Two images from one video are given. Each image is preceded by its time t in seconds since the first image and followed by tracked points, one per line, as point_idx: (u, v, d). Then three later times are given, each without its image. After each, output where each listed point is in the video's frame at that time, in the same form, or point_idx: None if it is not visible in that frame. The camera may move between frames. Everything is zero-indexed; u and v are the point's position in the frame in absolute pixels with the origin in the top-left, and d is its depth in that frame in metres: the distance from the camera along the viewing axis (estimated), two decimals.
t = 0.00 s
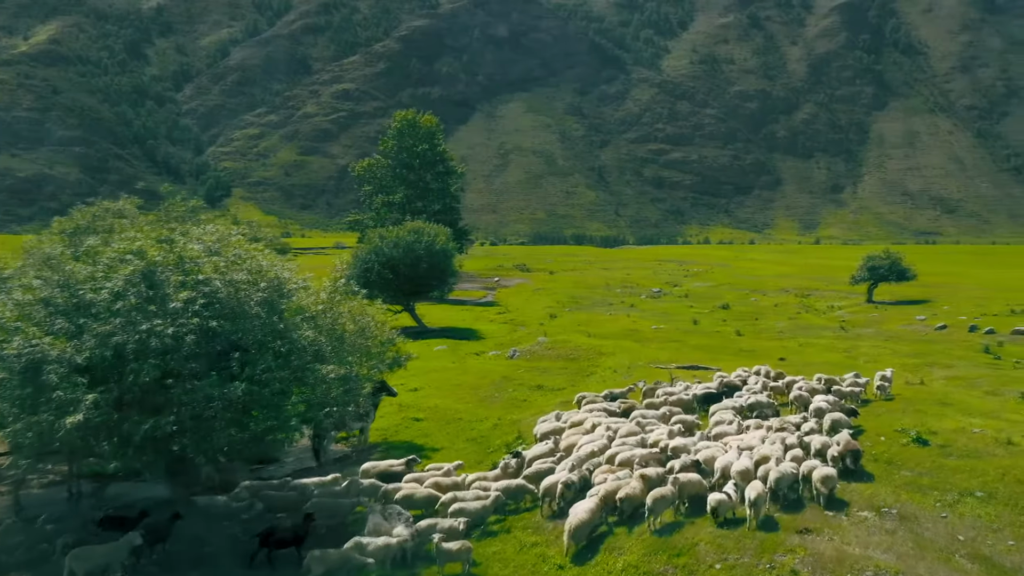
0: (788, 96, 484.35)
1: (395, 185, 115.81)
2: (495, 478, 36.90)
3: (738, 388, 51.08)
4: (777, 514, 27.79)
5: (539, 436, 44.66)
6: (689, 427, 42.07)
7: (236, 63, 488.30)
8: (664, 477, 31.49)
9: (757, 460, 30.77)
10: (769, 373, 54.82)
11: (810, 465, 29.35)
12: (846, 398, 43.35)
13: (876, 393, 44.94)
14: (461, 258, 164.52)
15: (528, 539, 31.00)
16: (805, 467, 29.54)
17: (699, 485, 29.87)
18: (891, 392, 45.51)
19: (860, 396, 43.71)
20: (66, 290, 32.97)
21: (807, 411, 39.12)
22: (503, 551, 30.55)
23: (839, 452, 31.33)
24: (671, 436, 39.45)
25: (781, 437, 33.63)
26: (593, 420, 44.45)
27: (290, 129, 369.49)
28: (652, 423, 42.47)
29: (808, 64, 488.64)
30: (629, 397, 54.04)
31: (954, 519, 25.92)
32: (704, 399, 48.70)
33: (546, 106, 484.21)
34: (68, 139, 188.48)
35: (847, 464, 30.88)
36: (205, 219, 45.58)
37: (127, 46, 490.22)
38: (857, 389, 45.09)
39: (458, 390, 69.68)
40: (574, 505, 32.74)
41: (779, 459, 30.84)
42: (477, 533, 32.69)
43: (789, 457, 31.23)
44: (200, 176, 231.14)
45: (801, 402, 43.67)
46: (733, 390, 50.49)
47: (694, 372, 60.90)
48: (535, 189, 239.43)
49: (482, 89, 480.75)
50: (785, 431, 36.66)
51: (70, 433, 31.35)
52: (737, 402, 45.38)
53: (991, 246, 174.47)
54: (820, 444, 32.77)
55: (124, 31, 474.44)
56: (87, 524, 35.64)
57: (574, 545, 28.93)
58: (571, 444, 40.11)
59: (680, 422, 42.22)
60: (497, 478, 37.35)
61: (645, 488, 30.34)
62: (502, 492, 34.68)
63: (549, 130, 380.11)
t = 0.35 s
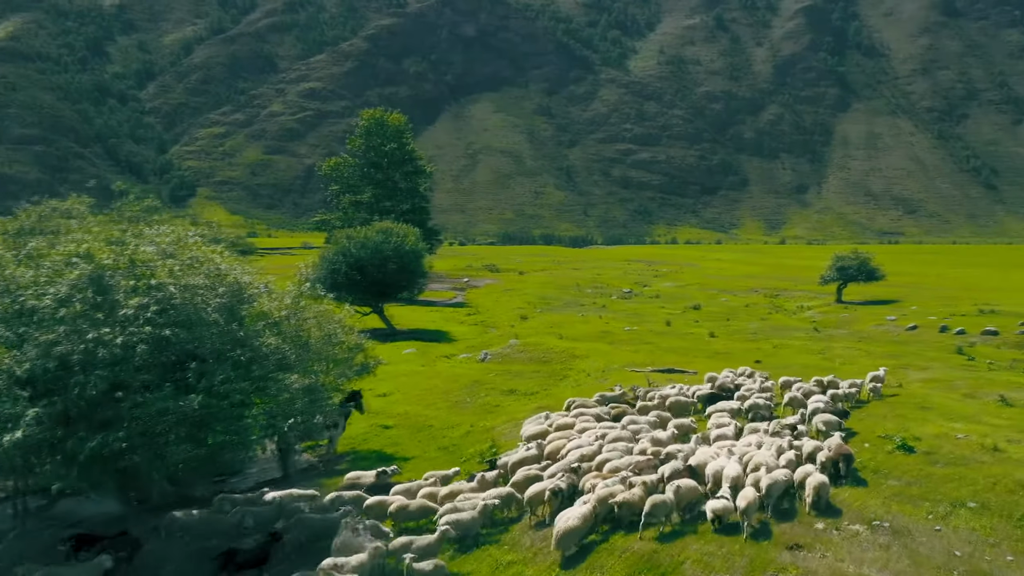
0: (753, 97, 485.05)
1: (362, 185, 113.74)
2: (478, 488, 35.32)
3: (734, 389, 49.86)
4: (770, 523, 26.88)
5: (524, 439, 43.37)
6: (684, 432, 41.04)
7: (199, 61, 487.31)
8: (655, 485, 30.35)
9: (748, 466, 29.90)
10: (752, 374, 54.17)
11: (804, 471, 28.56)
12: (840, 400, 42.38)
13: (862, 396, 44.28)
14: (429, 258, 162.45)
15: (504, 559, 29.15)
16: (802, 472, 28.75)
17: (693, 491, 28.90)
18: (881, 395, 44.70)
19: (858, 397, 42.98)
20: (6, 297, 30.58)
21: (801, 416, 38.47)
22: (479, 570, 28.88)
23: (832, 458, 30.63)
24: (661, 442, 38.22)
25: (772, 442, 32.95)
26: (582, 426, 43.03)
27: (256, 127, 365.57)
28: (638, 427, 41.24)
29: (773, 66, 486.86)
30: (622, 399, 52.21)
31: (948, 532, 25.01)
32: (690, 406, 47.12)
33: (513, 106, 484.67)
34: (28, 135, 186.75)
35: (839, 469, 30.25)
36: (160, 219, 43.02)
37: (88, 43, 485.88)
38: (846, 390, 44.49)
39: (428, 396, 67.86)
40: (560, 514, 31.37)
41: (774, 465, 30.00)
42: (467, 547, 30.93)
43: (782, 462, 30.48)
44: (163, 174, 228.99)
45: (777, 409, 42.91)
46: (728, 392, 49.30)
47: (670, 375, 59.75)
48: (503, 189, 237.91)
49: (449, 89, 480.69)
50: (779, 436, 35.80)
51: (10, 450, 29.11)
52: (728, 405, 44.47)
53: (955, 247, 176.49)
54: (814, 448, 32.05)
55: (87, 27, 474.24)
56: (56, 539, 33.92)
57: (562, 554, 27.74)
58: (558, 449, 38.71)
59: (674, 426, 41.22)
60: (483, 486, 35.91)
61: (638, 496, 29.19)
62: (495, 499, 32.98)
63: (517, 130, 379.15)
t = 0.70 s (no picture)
0: (724, 97, 485.87)
1: (335, 184, 112.00)
2: (462, 498, 34.18)
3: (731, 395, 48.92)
4: (761, 530, 26.33)
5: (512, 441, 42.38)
6: (678, 436, 40.31)
7: (167, 59, 488.94)
8: (648, 492, 29.51)
9: (741, 474, 29.24)
10: (736, 377, 53.58)
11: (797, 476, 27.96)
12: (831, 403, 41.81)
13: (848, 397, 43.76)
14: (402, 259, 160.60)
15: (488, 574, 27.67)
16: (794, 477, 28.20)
17: (690, 496, 28.04)
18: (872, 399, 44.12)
19: (849, 397, 42.57)
20: None
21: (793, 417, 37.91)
22: None
23: (823, 465, 30.12)
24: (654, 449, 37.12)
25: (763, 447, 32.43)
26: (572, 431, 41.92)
27: (226, 126, 363.02)
28: (628, 431, 40.26)
29: (743, 67, 488.79)
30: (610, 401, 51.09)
31: (944, 545, 24.20)
32: (681, 408, 45.73)
33: (486, 105, 484.84)
34: None
35: (830, 472, 29.88)
36: (118, 220, 40.64)
37: (55, 40, 482.23)
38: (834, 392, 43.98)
39: (402, 401, 66.32)
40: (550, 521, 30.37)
41: (767, 472, 29.39)
42: (462, 557, 29.71)
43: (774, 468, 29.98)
44: (132, 172, 228.00)
45: (757, 416, 42.20)
46: (723, 396, 48.50)
47: (649, 377, 58.88)
48: (476, 190, 236.78)
49: (421, 88, 480.87)
50: (773, 441, 35.15)
51: None
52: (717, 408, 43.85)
53: (924, 247, 177.85)
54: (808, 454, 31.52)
55: (53, 25, 476.43)
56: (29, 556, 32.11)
57: (553, 560, 26.91)
58: (546, 453, 37.73)
59: (668, 429, 40.49)
60: (469, 495, 34.81)
61: (633, 503, 28.29)
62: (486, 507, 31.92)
63: (490, 130, 378.34)
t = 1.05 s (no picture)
0: (692, 99, 487.20)
1: (301, 184, 109.15)
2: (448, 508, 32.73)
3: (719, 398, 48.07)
4: (755, 539, 25.51)
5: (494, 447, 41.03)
6: (669, 440, 39.31)
7: (131, 57, 488.32)
8: (640, 501, 28.53)
9: (735, 481, 28.38)
10: (718, 379, 52.79)
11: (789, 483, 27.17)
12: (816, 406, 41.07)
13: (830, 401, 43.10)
14: (371, 259, 158.46)
15: None
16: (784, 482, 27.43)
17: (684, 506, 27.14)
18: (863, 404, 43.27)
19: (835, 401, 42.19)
20: None
21: (783, 419, 37.14)
22: None
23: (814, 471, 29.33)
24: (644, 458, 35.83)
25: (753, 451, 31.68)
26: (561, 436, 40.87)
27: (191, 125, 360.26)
28: (618, 435, 39.10)
29: (710, 69, 488.34)
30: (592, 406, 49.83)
31: (938, 560, 23.21)
32: (664, 412, 44.55)
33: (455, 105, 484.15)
34: None
35: (823, 477, 29.30)
36: (66, 220, 38.02)
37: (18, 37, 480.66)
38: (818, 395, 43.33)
39: (371, 407, 64.55)
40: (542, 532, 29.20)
41: (761, 478, 28.55)
42: (455, 570, 28.41)
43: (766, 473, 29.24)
44: (94, 171, 226.23)
45: (751, 416, 41.57)
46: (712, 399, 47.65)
47: (624, 382, 57.80)
48: (446, 190, 235.32)
49: (389, 88, 480.16)
50: (766, 444, 34.35)
51: None
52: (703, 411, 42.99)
53: (891, 248, 179.98)
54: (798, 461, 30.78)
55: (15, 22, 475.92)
56: None
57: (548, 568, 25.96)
58: (531, 460, 36.56)
59: (657, 435, 39.49)
60: (453, 503, 33.45)
61: (626, 513, 27.35)
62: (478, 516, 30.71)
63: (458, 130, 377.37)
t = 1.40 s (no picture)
0: (660, 99, 487.79)
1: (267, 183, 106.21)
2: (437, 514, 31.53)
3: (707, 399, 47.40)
4: (753, 551, 24.80)
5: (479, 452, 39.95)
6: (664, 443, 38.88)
7: (92, 54, 487.22)
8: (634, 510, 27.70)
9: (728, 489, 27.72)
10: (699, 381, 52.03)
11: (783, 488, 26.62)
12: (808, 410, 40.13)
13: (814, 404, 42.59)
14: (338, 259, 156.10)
15: None
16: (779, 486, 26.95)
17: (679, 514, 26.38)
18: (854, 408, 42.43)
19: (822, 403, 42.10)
20: None
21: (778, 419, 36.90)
22: None
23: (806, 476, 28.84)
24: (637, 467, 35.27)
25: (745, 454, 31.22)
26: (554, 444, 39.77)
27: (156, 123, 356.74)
28: (608, 439, 38.40)
29: (678, 70, 488.60)
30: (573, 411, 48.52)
31: None
32: (647, 416, 44.23)
33: (423, 104, 483.87)
34: None
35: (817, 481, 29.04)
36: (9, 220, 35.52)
37: None
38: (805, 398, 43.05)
39: (340, 413, 62.72)
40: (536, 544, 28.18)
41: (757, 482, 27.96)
42: None
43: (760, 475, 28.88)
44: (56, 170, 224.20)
45: (741, 420, 41.01)
46: (703, 401, 47.08)
47: (600, 386, 56.71)
48: (415, 189, 233.65)
49: (356, 87, 478.73)
50: (759, 448, 33.76)
51: None
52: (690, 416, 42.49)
53: (858, 248, 181.81)
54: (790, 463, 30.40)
55: None
56: None
57: None
58: (520, 467, 35.62)
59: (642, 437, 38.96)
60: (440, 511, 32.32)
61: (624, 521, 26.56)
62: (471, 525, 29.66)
63: (427, 130, 375.80)
